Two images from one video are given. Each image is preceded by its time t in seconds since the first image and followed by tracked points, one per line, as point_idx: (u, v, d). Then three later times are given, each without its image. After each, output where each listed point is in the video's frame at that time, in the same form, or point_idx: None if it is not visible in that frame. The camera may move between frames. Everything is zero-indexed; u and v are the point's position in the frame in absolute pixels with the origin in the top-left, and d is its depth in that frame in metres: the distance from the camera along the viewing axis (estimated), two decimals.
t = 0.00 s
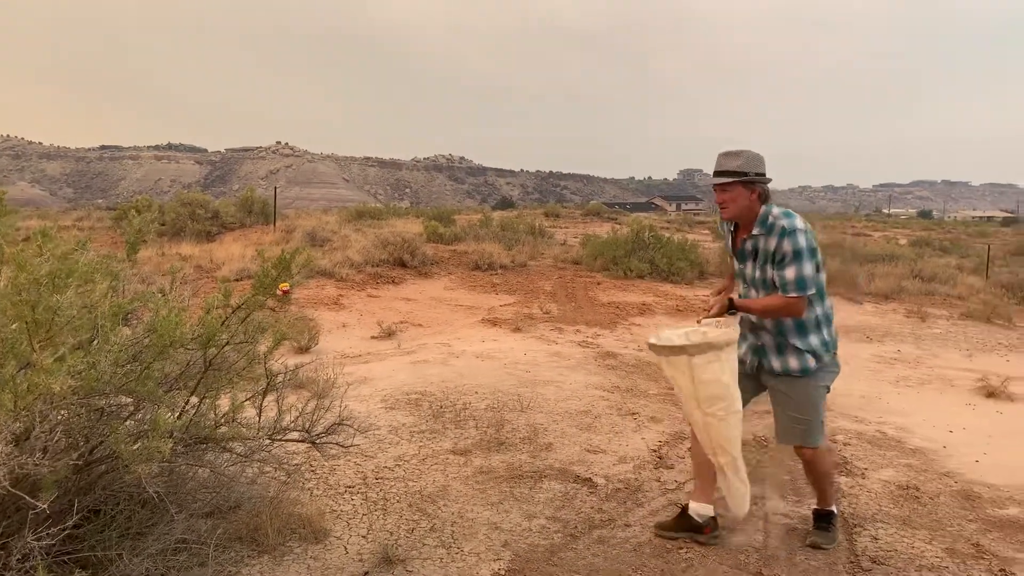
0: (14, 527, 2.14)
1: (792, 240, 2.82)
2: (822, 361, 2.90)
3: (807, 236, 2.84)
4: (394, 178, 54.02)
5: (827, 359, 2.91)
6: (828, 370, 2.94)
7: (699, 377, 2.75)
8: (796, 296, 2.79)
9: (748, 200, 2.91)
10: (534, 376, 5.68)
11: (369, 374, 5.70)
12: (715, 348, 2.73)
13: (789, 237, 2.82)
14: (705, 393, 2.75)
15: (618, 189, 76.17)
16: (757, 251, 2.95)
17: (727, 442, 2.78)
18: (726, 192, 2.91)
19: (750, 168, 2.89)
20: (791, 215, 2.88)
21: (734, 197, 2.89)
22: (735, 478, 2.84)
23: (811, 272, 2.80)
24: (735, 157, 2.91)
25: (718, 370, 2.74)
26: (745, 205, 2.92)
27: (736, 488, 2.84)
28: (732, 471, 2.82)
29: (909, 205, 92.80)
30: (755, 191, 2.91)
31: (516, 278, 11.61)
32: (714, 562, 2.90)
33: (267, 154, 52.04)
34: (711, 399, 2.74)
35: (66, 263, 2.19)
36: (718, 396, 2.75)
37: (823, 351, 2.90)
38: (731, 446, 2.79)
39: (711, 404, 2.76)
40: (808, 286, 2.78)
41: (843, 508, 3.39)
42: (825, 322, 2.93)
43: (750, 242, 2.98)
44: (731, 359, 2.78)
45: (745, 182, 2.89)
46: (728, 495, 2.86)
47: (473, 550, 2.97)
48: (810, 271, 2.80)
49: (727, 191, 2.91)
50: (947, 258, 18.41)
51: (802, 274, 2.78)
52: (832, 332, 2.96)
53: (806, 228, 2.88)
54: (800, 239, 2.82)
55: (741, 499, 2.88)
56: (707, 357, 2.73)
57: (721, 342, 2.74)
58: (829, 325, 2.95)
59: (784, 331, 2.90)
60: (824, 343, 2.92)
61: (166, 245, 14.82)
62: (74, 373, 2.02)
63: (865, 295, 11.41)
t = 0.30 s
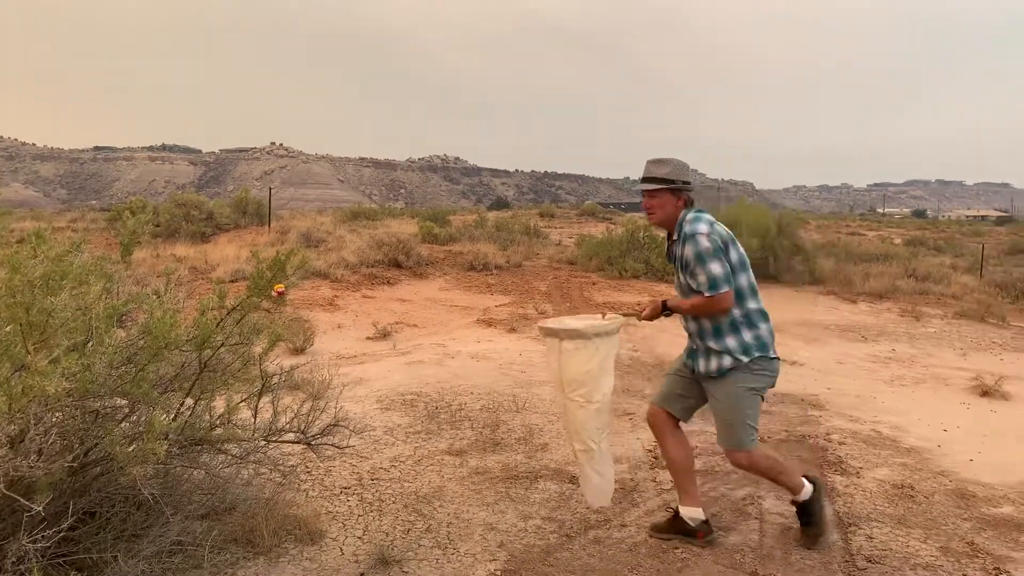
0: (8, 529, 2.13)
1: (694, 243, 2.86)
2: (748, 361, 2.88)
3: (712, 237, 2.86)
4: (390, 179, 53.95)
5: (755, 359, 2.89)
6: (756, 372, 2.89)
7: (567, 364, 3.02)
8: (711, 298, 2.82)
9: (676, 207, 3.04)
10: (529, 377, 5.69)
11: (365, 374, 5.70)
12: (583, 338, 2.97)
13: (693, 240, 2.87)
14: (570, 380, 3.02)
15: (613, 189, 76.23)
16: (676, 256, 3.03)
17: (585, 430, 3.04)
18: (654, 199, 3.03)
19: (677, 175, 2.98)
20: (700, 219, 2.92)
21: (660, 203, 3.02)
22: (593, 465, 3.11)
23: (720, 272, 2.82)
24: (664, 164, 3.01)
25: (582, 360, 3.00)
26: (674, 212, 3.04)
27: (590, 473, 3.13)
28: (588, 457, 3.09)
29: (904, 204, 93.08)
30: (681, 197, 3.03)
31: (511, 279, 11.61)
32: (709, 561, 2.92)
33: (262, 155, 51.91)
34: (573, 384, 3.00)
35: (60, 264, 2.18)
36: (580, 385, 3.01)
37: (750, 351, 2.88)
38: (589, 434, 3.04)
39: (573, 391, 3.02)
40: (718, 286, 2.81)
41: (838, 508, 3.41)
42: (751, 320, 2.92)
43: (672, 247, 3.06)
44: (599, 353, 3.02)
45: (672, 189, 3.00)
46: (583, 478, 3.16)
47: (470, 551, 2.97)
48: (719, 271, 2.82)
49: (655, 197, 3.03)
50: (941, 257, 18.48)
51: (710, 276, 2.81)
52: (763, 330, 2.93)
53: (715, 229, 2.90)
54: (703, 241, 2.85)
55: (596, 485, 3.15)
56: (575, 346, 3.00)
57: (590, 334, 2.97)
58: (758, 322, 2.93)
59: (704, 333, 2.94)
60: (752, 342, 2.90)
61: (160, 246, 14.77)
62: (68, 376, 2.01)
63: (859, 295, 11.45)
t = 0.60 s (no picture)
0: (13, 531, 2.14)
1: (663, 257, 2.85)
2: (708, 355, 2.91)
3: (681, 250, 2.83)
4: (392, 181, 54.00)
5: (718, 356, 2.91)
6: (719, 363, 2.91)
7: (530, 369, 3.36)
8: (683, 310, 2.83)
9: (653, 216, 3.07)
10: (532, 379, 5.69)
11: (368, 377, 5.70)
12: (545, 348, 3.30)
13: (662, 254, 2.85)
14: (532, 384, 3.37)
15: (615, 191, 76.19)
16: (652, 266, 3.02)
17: (541, 430, 3.43)
18: (632, 209, 3.06)
19: (655, 185, 3.00)
20: (670, 231, 2.89)
21: (637, 213, 3.05)
22: (545, 462, 3.50)
23: (690, 284, 2.80)
24: (640, 174, 3.02)
25: (544, 368, 3.33)
26: (652, 220, 3.07)
27: (543, 469, 3.51)
28: (542, 455, 3.48)
29: (906, 206, 92.92)
30: (658, 207, 3.05)
31: (514, 281, 11.62)
32: (712, 563, 2.91)
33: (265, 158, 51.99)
34: (533, 389, 3.36)
35: (65, 268, 2.19)
36: (539, 389, 3.36)
37: (714, 350, 2.91)
38: (544, 434, 3.43)
39: (533, 394, 3.38)
40: (687, 298, 2.81)
41: (841, 509, 3.40)
42: (723, 324, 2.92)
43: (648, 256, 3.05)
44: (560, 364, 3.34)
45: (649, 200, 3.03)
46: (537, 473, 3.53)
47: (473, 553, 2.97)
48: (689, 283, 2.80)
49: (632, 208, 3.06)
50: (943, 258, 18.45)
51: (680, 289, 2.81)
52: (734, 332, 2.93)
53: (686, 240, 2.86)
54: (672, 255, 2.83)
55: (548, 482, 3.52)
56: (538, 354, 3.33)
57: (551, 345, 3.30)
58: (730, 326, 2.92)
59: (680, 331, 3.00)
60: (720, 343, 2.91)
61: (163, 249, 14.79)
62: (72, 378, 2.02)
63: (862, 296, 11.43)
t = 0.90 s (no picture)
0: (23, 534, 2.15)
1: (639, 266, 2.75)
2: (675, 365, 2.81)
3: (656, 260, 2.71)
4: (398, 185, 54.16)
5: (686, 367, 2.79)
6: (683, 374, 2.79)
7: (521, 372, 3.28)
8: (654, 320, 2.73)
9: (640, 224, 2.97)
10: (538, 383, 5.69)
11: (375, 380, 5.72)
12: (535, 354, 3.23)
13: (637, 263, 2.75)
14: (521, 386, 3.30)
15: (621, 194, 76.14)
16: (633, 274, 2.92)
17: (530, 433, 3.35)
18: (617, 218, 2.98)
19: (639, 192, 2.92)
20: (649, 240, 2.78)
21: (623, 221, 2.95)
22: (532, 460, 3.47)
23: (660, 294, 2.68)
24: (624, 182, 2.94)
25: (534, 372, 3.26)
26: (638, 229, 2.98)
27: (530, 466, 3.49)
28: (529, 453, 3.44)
29: (914, 209, 92.54)
30: (643, 214, 2.97)
31: (520, 285, 11.63)
32: (720, 568, 2.90)
33: (272, 162, 52.23)
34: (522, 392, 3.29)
35: (75, 272, 2.21)
36: (528, 393, 3.29)
37: (682, 360, 2.80)
38: (532, 435, 3.36)
39: (522, 397, 3.31)
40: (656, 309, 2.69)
41: (849, 514, 3.39)
42: (695, 334, 2.79)
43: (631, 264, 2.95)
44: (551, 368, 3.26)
45: (635, 208, 2.95)
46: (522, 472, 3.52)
47: (480, 557, 2.97)
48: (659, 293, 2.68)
49: (618, 216, 2.97)
50: (951, 262, 18.36)
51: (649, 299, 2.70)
52: (706, 342, 2.79)
53: (663, 249, 2.75)
54: (646, 264, 2.72)
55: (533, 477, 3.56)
56: (528, 358, 3.26)
57: (543, 350, 3.22)
58: (703, 336, 2.79)
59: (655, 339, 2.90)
60: (690, 354, 2.80)
61: (172, 253, 14.88)
62: (82, 381, 2.03)
63: (870, 300, 11.38)
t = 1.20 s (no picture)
0: (31, 534, 2.16)
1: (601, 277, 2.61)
2: (641, 387, 2.69)
3: (618, 272, 2.56)
4: (404, 188, 54.28)
5: (652, 389, 2.66)
6: (653, 398, 2.66)
7: (489, 378, 2.99)
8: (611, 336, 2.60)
9: (616, 235, 2.77)
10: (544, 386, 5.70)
11: (381, 383, 5.73)
12: (500, 358, 2.95)
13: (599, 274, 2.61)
14: (491, 392, 3.00)
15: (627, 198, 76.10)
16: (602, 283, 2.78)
17: (506, 438, 3.02)
18: (592, 230, 2.78)
19: (613, 203, 2.73)
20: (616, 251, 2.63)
21: (596, 234, 2.76)
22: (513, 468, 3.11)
23: (620, 307, 2.53)
24: (597, 192, 2.75)
25: (501, 377, 2.96)
26: (614, 240, 2.78)
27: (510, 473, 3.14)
28: (508, 459, 3.08)
29: (920, 214, 92.23)
30: (619, 225, 2.76)
31: (526, 288, 11.64)
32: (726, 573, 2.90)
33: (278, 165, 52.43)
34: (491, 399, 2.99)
35: (85, 274, 2.23)
36: (498, 399, 2.98)
37: (648, 382, 2.68)
38: (510, 441, 3.04)
39: (493, 402, 3.01)
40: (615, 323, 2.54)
41: (855, 519, 3.38)
42: (660, 353, 2.65)
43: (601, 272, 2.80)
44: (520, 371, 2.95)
45: (609, 218, 2.75)
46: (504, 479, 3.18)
47: (486, 560, 2.97)
48: (619, 305, 2.54)
49: (592, 229, 2.77)
50: (958, 267, 18.31)
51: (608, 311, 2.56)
52: (672, 362, 2.64)
53: (629, 261, 2.59)
54: (607, 275, 2.57)
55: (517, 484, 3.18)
56: (495, 363, 2.96)
57: (508, 354, 2.94)
58: (669, 356, 2.64)
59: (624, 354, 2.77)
60: (656, 375, 2.66)
61: (180, 255, 14.96)
62: (90, 384, 2.05)
63: (877, 305, 11.35)
